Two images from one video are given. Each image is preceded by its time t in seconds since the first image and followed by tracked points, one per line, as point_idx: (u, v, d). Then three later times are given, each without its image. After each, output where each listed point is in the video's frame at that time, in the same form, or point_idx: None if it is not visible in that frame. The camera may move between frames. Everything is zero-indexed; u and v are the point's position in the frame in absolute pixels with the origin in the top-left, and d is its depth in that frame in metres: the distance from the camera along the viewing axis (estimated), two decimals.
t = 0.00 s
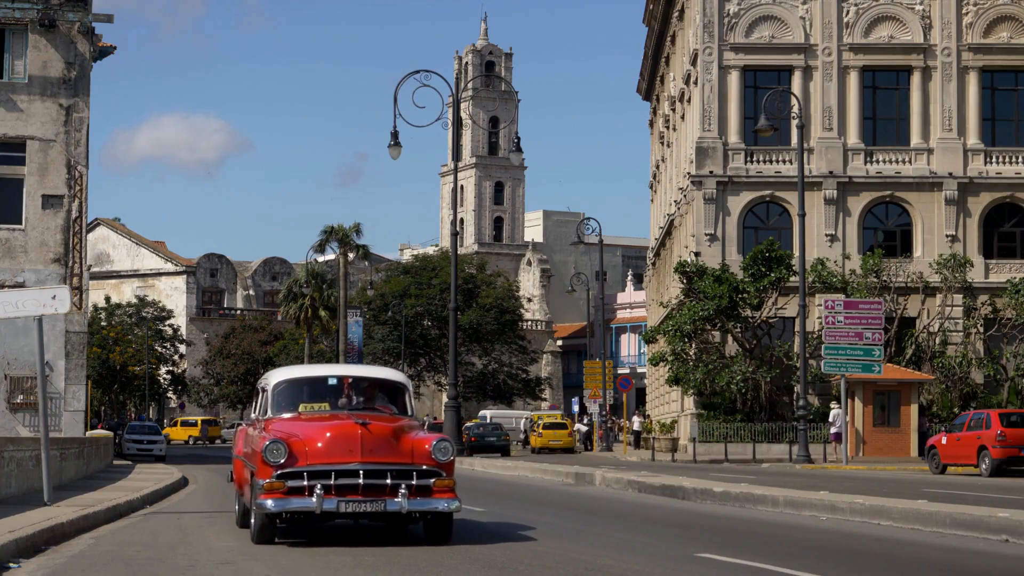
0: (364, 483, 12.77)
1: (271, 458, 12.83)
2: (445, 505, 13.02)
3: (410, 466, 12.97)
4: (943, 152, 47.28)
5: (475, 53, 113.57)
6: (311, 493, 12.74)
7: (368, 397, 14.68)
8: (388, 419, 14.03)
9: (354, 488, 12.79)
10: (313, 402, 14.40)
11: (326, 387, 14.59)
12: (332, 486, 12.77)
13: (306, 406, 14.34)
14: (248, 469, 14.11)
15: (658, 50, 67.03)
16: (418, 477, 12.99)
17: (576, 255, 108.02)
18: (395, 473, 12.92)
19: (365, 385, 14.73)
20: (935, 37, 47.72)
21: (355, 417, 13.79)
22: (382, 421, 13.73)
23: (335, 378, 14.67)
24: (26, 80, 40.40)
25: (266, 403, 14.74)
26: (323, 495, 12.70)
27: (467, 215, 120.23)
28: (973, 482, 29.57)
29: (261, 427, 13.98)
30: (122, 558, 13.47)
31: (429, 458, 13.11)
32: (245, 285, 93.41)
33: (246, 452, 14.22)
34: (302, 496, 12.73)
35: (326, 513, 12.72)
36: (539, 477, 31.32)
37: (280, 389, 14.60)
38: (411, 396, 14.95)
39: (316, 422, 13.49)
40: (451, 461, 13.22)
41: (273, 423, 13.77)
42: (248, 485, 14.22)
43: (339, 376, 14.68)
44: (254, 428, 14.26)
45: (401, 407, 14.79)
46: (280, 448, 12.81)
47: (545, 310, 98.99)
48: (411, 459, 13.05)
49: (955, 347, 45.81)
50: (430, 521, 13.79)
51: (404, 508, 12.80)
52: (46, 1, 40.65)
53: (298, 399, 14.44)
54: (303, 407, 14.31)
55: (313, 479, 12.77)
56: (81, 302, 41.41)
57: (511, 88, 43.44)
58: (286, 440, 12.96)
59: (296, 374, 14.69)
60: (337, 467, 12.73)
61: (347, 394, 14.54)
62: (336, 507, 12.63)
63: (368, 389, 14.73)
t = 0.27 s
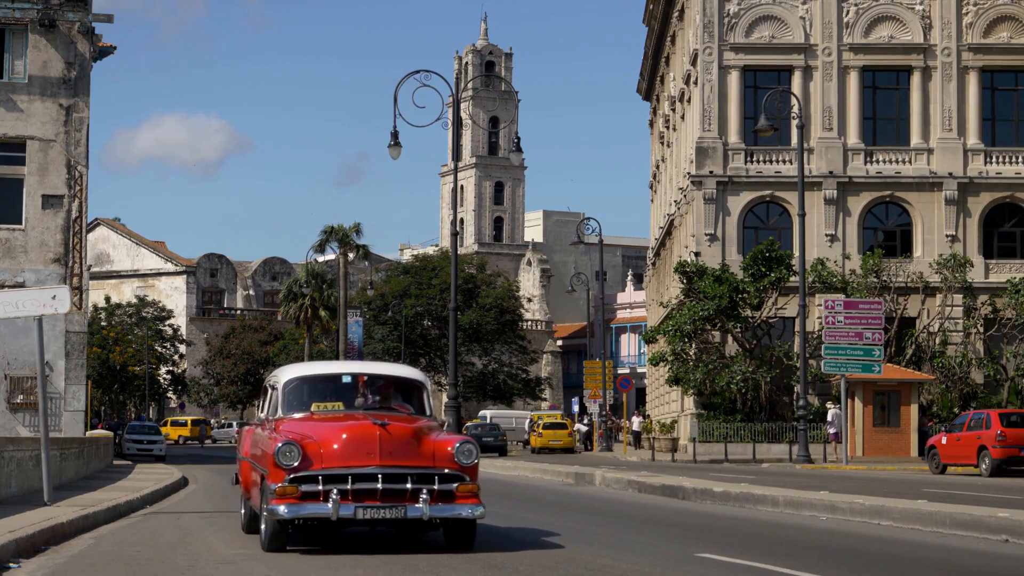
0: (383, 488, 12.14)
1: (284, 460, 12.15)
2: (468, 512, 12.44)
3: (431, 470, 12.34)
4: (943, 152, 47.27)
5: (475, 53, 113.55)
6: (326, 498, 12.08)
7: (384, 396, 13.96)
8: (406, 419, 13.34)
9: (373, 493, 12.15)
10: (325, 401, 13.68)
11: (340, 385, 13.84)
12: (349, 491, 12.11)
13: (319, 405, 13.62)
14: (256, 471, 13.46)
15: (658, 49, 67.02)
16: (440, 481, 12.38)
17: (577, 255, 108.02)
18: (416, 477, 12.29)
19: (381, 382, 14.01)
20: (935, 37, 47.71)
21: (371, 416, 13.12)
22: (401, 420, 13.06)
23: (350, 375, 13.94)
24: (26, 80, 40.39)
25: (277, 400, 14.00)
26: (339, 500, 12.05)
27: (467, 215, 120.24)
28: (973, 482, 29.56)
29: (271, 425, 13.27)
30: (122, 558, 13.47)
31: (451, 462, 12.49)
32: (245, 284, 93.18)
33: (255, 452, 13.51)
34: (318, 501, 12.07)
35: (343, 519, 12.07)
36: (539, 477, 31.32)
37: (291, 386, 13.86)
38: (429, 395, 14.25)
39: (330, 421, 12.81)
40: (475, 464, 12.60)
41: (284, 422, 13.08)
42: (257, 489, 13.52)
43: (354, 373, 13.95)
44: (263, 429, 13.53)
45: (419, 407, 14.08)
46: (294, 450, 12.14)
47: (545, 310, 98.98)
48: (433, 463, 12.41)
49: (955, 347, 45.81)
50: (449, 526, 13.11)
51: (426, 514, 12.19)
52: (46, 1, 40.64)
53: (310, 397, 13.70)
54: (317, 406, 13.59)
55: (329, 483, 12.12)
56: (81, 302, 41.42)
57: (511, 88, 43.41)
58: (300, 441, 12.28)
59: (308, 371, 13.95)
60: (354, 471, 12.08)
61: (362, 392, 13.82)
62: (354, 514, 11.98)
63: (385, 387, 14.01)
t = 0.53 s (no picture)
0: (406, 490, 11.27)
1: (299, 461, 11.29)
2: (497, 515, 11.55)
3: (457, 471, 11.47)
4: (943, 152, 47.27)
5: (475, 53, 113.52)
6: (345, 502, 11.21)
7: (402, 394, 13.13)
8: (427, 418, 12.51)
9: (395, 496, 11.29)
10: (340, 398, 12.84)
11: (355, 381, 13.00)
12: (369, 494, 11.25)
13: (333, 403, 12.79)
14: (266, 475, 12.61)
15: (659, 49, 67.01)
16: (467, 483, 11.50)
17: (577, 255, 108.01)
18: (441, 478, 11.43)
19: (400, 378, 13.19)
20: (935, 37, 47.70)
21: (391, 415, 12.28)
22: (423, 419, 12.22)
23: (366, 370, 13.10)
24: (26, 80, 40.38)
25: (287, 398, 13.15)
26: (359, 503, 11.17)
27: (467, 215, 120.28)
28: (973, 482, 29.55)
29: (284, 425, 12.43)
30: (122, 559, 13.47)
31: (478, 462, 11.63)
32: (245, 285, 93.11)
33: (266, 453, 12.67)
34: (336, 505, 11.19)
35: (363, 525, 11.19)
36: (538, 477, 31.32)
37: (304, 382, 13.02)
38: (450, 392, 13.43)
39: (348, 420, 11.97)
40: (504, 465, 11.74)
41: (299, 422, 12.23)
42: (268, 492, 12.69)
43: (371, 369, 13.11)
44: (274, 429, 12.66)
45: (439, 405, 13.26)
46: (310, 450, 11.28)
47: (545, 310, 98.97)
48: (459, 463, 11.55)
49: (955, 347, 45.81)
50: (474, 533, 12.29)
51: (452, 519, 11.30)
52: (46, 1, 40.63)
53: (325, 394, 12.87)
54: (331, 403, 12.76)
55: (348, 486, 11.25)
56: (81, 302, 41.43)
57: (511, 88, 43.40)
58: (316, 441, 11.43)
59: (322, 367, 13.11)
60: (375, 472, 11.21)
61: (379, 389, 12.99)
62: (375, 518, 11.10)
63: (403, 383, 13.18)
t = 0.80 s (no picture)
0: (433, 495, 10.49)
1: (319, 463, 10.51)
2: (529, 523, 10.76)
3: (488, 475, 10.70)
4: (943, 152, 47.27)
5: (475, 53, 113.54)
6: (368, 508, 10.42)
7: (426, 392, 12.32)
8: (452, 418, 11.74)
9: (421, 502, 10.51)
10: (358, 398, 12.02)
11: (376, 380, 12.17)
12: (394, 500, 10.47)
13: (351, 403, 11.97)
14: (281, 479, 11.84)
15: (658, 49, 67.03)
16: (498, 488, 10.72)
17: (577, 255, 108.02)
18: (470, 483, 10.65)
19: (423, 376, 12.37)
20: (935, 37, 47.71)
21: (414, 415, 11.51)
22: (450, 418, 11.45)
23: (387, 367, 12.27)
24: (26, 80, 40.38)
25: (302, 397, 12.33)
26: (383, 510, 10.39)
27: (467, 215, 120.34)
28: (973, 482, 29.56)
29: (300, 425, 11.65)
30: (122, 558, 13.47)
31: (510, 466, 10.84)
32: (245, 284, 93.10)
33: (280, 454, 11.89)
34: (358, 511, 10.42)
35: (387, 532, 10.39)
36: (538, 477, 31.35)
37: (321, 380, 12.19)
38: (475, 390, 12.65)
39: (370, 420, 11.20)
40: (537, 469, 10.95)
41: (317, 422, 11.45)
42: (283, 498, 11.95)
43: (392, 366, 12.28)
44: (289, 429, 11.87)
45: (463, 404, 12.47)
46: (331, 452, 10.51)
47: (545, 310, 98.98)
48: (489, 466, 10.76)
49: (955, 347, 45.80)
50: (502, 539, 11.60)
51: (482, 526, 10.52)
52: (46, 1, 40.63)
53: (343, 392, 12.05)
54: (349, 403, 11.94)
55: (371, 490, 10.48)
56: (81, 302, 41.44)
57: (511, 88, 43.40)
58: (337, 442, 10.67)
59: (340, 364, 12.28)
60: (401, 475, 10.44)
61: (400, 387, 12.17)
62: (400, 526, 10.31)
63: (426, 381, 12.37)
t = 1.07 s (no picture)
0: (466, 500, 9.78)
1: (343, 466, 9.81)
2: (569, 529, 10.03)
3: (525, 478, 9.99)
4: (943, 152, 47.28)
5: (475, 53, 113.54)
6: (396, 514, 9.70)
7: (452, 388, 11.77)
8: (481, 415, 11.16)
9: (454, 507, 9.80)
10: (381, 395, 11.48)
11: (400, 374, 11.64)
12: (424, 504, 9.75)
13: (374, 399, 11.40)
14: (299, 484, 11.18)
15: (658, 49, 67.03)
16: (535, 491, 10.01)
17: (577, 256, 108.01)
18: (505, 486, 9.95)
19: (449, 371, 11.84)
20: (935, 37, 47.71)
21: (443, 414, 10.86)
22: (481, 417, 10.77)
23: (411, 362, 11.73)
24: (26, 80, 40.37)
25: (321, 395, 11.76)
26: (412, 516, 9.66)
27: (467, 215, 120.37)
28: (973, 482, 29.55)
29: (321, 423, 11.04)
30: (122, 559, 13.47)
31: (547, 467, 10.15)
32: (245, 285, 93.07)
33: (298, 455, 11.26)
34: (385, 517, 9.70)
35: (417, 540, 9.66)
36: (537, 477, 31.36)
37: (341, 375, 11.64)
38: (502, 386, 12.10)
39: (396, 419, 10.51)
40: (576, 471, 10.25)
41: (339, 422, 10.78)
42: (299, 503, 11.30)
43: (417, 361, 11.75)
44: (307, 430, 11.27)
45: (490, 401, 11.95)
46: (356, 453, 9.82)
47: (545, 310, 98.99)
48: (526, 468, 10.07)
49: (955, 347, 45.80)
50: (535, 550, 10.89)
51: (519, 533, 9.80)
52: (46, 0, 40.62)
53: (365, 389, 11.48)
54: (371, 399, 11.38)
55: (400, 495, 9.76)
56: (81, 302, 41.43)
57: (511, 88, 43.38)
58: (362, 443, 9.97)
59: (362, 359, 11.72)
60: (432, 478, 9.73)
61: (426, 383, 11.63)
62: (431, 532, 9.58)
63: (452, 376, 11.83)
